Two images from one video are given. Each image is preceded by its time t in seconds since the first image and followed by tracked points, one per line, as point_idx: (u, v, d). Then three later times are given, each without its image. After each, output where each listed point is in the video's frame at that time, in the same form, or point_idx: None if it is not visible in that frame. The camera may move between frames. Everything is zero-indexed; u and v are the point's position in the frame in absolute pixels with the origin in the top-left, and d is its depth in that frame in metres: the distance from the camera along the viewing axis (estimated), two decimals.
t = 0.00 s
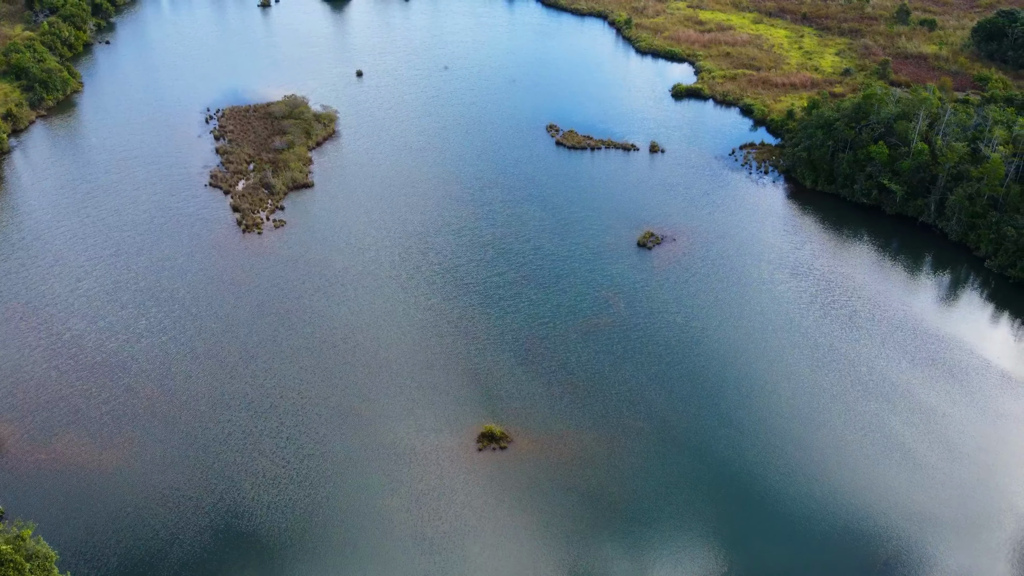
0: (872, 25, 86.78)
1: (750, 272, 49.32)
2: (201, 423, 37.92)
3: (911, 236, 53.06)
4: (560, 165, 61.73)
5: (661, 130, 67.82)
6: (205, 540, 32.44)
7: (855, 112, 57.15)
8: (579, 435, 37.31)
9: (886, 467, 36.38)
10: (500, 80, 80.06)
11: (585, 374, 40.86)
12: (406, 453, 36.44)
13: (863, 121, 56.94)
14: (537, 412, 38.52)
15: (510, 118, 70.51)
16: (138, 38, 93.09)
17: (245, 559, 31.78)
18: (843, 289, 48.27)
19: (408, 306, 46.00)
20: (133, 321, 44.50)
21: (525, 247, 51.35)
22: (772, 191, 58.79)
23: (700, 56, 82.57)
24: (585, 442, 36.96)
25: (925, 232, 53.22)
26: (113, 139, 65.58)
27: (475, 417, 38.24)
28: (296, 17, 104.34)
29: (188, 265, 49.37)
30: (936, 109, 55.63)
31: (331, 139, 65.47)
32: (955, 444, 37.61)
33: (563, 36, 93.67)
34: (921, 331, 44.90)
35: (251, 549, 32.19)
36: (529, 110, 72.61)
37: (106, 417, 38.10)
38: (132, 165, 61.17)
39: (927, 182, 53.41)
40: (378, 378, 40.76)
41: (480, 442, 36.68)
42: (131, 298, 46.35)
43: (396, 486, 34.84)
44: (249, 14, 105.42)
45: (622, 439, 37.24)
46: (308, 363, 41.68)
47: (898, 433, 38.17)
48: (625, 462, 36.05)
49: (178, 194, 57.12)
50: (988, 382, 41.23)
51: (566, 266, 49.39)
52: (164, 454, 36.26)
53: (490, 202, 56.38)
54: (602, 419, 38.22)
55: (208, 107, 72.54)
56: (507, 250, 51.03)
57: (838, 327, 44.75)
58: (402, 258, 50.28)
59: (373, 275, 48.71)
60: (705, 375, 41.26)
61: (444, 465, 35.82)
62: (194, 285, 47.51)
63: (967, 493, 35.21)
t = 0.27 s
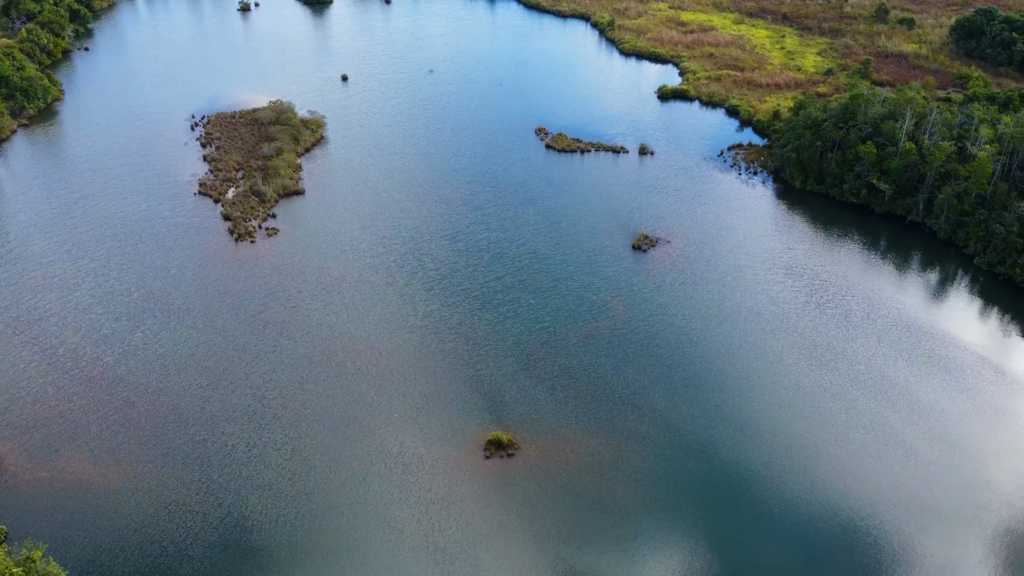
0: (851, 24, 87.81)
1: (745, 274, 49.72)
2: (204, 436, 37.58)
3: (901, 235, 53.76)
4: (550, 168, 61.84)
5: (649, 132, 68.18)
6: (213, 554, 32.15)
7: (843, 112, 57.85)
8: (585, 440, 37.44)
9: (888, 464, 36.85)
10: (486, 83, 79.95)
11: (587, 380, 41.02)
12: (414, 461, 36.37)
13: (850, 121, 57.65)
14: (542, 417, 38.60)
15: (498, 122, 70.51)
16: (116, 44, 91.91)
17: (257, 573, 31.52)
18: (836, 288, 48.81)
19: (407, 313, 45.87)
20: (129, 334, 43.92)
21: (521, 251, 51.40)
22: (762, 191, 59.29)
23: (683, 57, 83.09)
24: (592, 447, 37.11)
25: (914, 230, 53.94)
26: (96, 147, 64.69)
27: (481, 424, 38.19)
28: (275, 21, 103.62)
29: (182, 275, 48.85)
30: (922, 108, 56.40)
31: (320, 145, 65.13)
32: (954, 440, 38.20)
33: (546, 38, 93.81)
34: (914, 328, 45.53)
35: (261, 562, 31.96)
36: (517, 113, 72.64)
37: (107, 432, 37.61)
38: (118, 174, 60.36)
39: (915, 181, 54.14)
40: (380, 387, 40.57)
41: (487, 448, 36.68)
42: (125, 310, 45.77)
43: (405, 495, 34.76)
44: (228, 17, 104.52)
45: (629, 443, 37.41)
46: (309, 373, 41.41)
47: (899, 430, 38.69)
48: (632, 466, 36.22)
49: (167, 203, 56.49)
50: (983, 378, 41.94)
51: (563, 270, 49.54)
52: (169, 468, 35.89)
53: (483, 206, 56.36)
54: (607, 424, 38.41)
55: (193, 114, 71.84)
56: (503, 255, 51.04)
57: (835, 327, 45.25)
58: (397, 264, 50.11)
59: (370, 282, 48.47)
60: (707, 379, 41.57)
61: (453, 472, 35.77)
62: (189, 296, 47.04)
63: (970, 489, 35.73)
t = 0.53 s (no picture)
0: (830, 23, 88.92)
1: (739, 274, 50.24)
2: (209, 447, 37.37)
3: (889, 232, 54.57)
4: (541, 171, 62.07)
5: (636, 133, 68.62)
6: (224, 567, 31.99)
7: (829, 112, 58.65)
8: (591, 443, 37.70)
9: (888, 460, 37.43)
10: (471, 86, 80.00)
11: (589, 383, 41.28)
12: (421, 468, 36.41)
13: (837, 121, 58.45)
14: (548, 421, 38.80)
15: (486, 124, 70.59)
16: (94, 49, 90.81)
17: None
18: (829, 286, 49.47)
19: (405, 319, 45.84)
20: (125, 346, 43.49)
21: (516, 254, 51.56)
22: (751, 191, 59.90)
23: (667, 58, 83.67)
24: (597, 450, 37.37)
25: (901, 227, 54.77)
26: (80, 155, 63.90)
27: (486, 430, 38.27)
28: (254, 24, 102.92)
29: (176, 285, 48.45)
30: (907, 107, 57.28)
31: (308, 150, 64.85)
32: (951, 434, 38.91)
33: (529, 40, 94.02)
34: (907, 325, 46.27)
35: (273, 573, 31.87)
36: (504, 115, 72.77)
37: (108, 445, 37.25)
38: (104, 182, 59.70)
39: (902, 179, 55.00)
40: (383, 394, 40.52)
41: (494, 453, 36.81)
42: (120, 321, 45.32)
43: (414, 502, 34.80)
44: (207, 20, 103.63)
45: (634, 446, 37.72)
46: (311, 381, 41.28)
47: (897, 426, 39.33)
48: (638, 469, 36.52)
49: (157, 211, 55.97)
50: (976, 372, 42.76)
51: (559, 273, 49.77)
52: (174, 480, 35.66)
53: (476, 209, 56.45)
54: (611, 427, 38.70)
55: (177, 121, 71.19)
56: (498, 258, 51.16)
57: (830, 326, 45.88)
58: (394, 270, 50.06)
59: (367, 288, 48.35)
60: (707, 380, 41.98)
61: (461, 478, 35.87)
62: (184, 306, 46.67)
63: (969, 483, 36.40)
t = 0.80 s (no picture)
0: (809, 22, 90.05)
1: (733, 273, 50.84)
2: (213, 457, 37.26)
3: (875, 229, 55.46)
4: (531, 173, 62.36)
5: (624, 134, 69.12)
6: None
7: (815, 112, 59.51)
8: (595, 444, 38.04)
9: (886, 454, 38.11)
10: (457, 89, 80.12)
11: (591, 384, 41.62)
12: (428, 473, 36.53)
13: (822, 121, 59.31)
14: (552, 423, 39.10)
15: (474, 128, 70.75)
16: (73, 55, 89.83)
17: None
18: (820, 284, 50.20)
19: (404, 324, 45.91)
20: (122, 357, 43.21)
21: (511, 257, 51.81)
22: (739, 191, 60.61)
23: (650, 59, 84.31)
24: (602, 451, 37.72)
25: (887, 225, 55.70)
26: (65, 164, 63.25)
27: (491, 433, 38.48)
28: (235, 28, 102.30)
29: (171, 294, 48.17)
30: (891, 106, 58.24)
31: (297, 156, 64.67)
32: (947, 428, 39.68)
33: (512, 41, 94.26)
34: (898, 321, 47.08)
35: None
36: (491, 118, 72.97)
37: (111, 458, 37.03)
38: (92, 191, 59.17)
39: (888, 177, 55.93)
40: (386, 400, 40.57)
41: (500, 457, 37.04)
42: (116, 332, 45.01)
43: (423, 507, 34.93)
44: (186, 25, 102.84)
45: (637, 446, 38.10)
46: (313, 389, 41.24)
47: (894, 421, 40.04)
48: (643, 469, 36.91)
49: (147, 220, 55.58)
50: (967, 366, 43.64)
51: (555, 275, 50.07)
52: (180, 491, 35.53)
53: (468, 213, 56.60)
54: (614, 428, 39.05)
55: (162, 127, 70.68)
56: (494, 262, 51.36)
57: (824, 323, 46.59)
58: (390, 275, 50.09)
59: (364, 294, 48.34)
60: (706, 379, 42.49)
61: (469, 482, 36.04)
62: (180, 315, 46.42)
63: (966, 475, 37.15)
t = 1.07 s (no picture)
0: (788, 22, 91.23)
1: (725, 272, 51.52)
2: (218, 465, 37.23)
3: (861, 226, 56.45)
4: (521, 176, 62.71)
5: (611, 135, 69.67)
6: None
7: (800, 112, 60.44)
8: (598, 444, 38.48)
9: (882, 447, 38.89)
10: (443, 91, 80.27)
11: (591, 385, 42.04)
12: (434, 476, 36.76)
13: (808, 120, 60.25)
14: (555, 424, 39.49)
15: (461, 130, 70.95)
16: (52, 62, 88.87)
17: None
18: (811, 281, 51.02)
19: (402, 328, 46.06)
20: (120, 367, 42.99)
21: (505, 260, 52.12)
22: (727, 190, 61.36)
23: (633, 60, 84.99)
24: (606, 451, 38.17)
25: (873, 221, 56.72)
26: (50, 172, 62.63)
27: (496, 436, 38.78)
28: (214, 32, 101.68)
29: (166, 302, 47.96)
30: (874, 104, 59.31)
31: (285, 161, 64.53)
32: (940, 420, 40.55)
33: (494, 43, 94.55)
34: (888, 316, 47.98)
35: None
36: (478, 120, 73.22)
37: (115, 469, 36.89)
38: (79, 200, 58.66)
39: (872, 175, 56.94)
40: (389, 404, 40.73)
41: (506, 458, 37.36)
42: (112, 341, 44.76)
43: (431, 510, 35.17)
44: (165, 30, 102.05)
45: (640, 445, 38.59)
46: (314, 395, 41.29)
47: (889, 414, 40.85)
48: (647, 467, 37.41)
49: (137, 228, 55.25)
50: (957, 359, 44.59)
51: (550, 277, 50.45)
52: (187, 500, 35.49)
53: (461, 216, 56.82)
54: (617, 428, 39.51)
55: (147, 134, 70.17)
56: (488, 264, 51.64)
57: (816, 319, 47.38)
58: (385, 279, 50.20)
59: (360, 298, 48.42)
60: (704, 377, 43.09)
61: (475, 483, 36.33)
62: (177, 323, 46.24)
63: (960, 466, 38.01)
